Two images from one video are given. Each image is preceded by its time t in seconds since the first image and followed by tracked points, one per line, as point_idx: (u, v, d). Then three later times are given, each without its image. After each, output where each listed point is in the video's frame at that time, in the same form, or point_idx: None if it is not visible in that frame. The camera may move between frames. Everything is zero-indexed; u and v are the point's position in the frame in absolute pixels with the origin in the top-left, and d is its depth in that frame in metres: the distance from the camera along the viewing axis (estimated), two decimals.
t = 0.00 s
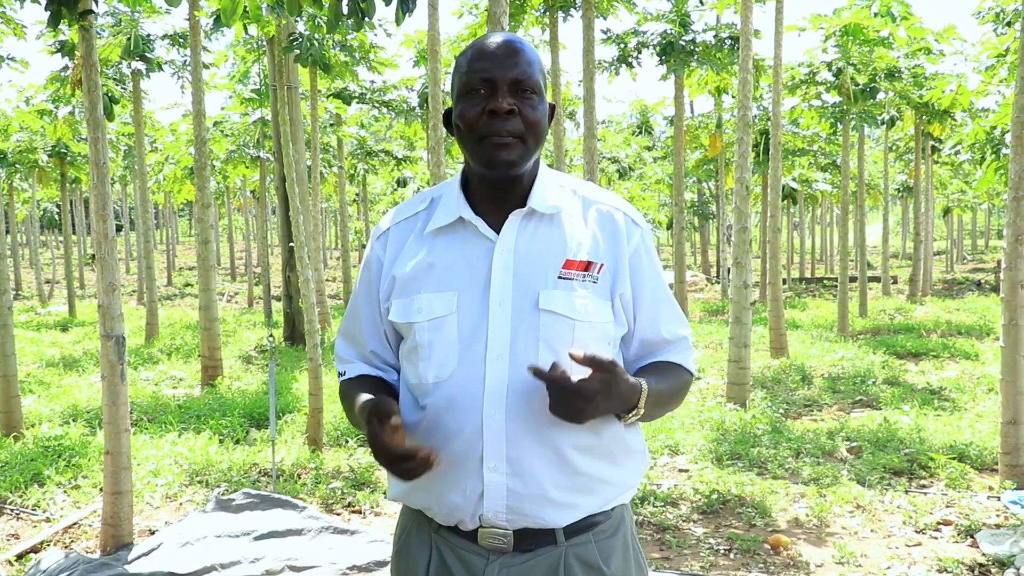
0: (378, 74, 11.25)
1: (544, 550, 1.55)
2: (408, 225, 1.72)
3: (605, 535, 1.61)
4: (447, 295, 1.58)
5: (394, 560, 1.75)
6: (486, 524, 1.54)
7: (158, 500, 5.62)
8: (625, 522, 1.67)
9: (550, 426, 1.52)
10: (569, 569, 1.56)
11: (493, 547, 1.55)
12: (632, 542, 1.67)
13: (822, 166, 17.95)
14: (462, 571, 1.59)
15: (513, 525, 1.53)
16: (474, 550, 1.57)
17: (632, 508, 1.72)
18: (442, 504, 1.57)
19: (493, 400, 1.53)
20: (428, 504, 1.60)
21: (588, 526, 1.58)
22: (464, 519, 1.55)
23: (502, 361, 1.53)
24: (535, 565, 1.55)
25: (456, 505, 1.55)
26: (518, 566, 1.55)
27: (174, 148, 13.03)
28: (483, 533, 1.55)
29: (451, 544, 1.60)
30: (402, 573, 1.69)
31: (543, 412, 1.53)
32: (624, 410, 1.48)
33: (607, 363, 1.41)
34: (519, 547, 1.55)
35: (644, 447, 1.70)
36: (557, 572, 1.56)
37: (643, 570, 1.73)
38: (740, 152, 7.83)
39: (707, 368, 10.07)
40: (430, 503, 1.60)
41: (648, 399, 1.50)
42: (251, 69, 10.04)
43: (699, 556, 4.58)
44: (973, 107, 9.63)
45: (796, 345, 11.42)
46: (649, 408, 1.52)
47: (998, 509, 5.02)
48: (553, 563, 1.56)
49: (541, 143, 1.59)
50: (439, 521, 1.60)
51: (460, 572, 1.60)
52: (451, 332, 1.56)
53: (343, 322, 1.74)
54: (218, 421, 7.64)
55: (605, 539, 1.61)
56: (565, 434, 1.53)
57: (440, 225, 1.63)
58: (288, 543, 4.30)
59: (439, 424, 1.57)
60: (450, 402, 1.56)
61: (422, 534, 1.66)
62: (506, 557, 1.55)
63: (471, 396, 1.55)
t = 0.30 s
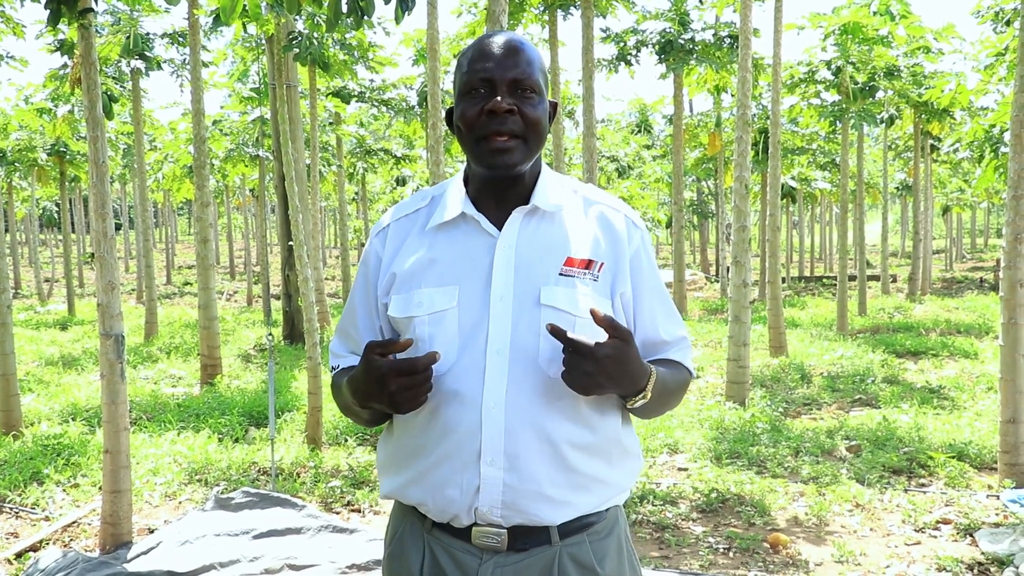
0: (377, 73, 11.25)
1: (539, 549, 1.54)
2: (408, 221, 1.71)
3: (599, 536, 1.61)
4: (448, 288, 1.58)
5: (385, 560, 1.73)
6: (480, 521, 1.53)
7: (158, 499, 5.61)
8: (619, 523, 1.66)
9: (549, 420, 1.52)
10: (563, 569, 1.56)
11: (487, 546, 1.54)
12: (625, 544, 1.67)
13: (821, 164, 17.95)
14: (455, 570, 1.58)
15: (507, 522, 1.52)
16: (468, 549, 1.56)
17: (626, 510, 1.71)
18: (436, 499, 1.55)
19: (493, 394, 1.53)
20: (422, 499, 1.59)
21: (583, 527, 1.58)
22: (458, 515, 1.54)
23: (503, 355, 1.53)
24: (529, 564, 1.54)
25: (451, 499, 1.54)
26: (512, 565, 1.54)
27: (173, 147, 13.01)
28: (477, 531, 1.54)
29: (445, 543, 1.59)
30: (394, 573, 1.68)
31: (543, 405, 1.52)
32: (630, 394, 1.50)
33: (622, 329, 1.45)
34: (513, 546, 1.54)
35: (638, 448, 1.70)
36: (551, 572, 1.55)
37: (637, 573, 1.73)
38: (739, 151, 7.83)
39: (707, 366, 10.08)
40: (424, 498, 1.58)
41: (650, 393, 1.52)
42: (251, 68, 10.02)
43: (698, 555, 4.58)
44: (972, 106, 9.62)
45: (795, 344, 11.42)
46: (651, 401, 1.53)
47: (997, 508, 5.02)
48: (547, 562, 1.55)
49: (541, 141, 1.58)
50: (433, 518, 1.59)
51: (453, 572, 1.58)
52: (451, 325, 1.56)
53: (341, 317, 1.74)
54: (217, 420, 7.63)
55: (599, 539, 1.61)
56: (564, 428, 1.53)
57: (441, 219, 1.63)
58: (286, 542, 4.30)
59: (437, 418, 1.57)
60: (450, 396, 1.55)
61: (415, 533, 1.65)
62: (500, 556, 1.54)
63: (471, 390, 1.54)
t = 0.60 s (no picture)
0: (377, 72, 11.24)
1: (536, 549, 1.54)
2: (408, 221, 1.71)
3: (597, 536, 1.61)
4: (448, 289, 1.57)
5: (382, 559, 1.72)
6: (478, 521, 1.53)
7: (158, 498, 5.61)
8: (617, 524, 1.67)
9: (548, 422, 1.52)
10: (560, 569, 1.56)
11: (485, 545, 1.54)
12: (622, 545, 1.67)
13: (821, 164, 17.92)
14: (452, 570, 1.58)
15: (505, 522, 1.52)
16: (465, 549, 1.56)
17: (624, 511, 1.71)
18: (434, 499, 1.55)
19: (493, 395, 1.52)
20: (419, 499, 1.58)
21: (580, 526, 1.58)
22: (456, 515, 1.54)
23: (503, 356, 1.53)
24: (526, 564, 1.54)
25: (449, 499, 1.53)
26: (509, 565, 1.53)
27: (173, 146, 13.01)
28: (475, 530, 1.54)
29: (442, 543, 1.59)
30: (390, 572, 1.68)
31: (541, 405, 1.53)
32: (630, 399, 1.51)
33: (621, 338, 1.45)
34: (511, 546, 1.54)
35: (636, 450, 1.70)
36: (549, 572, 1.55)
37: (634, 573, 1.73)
38: (739, 150, 7.83)
39: (707, 366, 10.07)
40: (422, 498, 1.58)
41: (648, 400, 1.53)
42: (251, 67, 10.01)
43: (698, 554, 4.58)
44: (973, 105, 9.61)
45: (795, 344, 11.40)
46: (648, 407, 1.55)
47: (997, 508, 5.02)
48: (544, 562, 1.55)
49: (540, 147, 1.58)
50: (430, 518, 1.58)
51: (450, 571, 1.58)
52: (451, 325, 1.56)
53: (340, 315, 1.73)
54: (217, 419, 7.62)
55: (596, 539, 1.61)
56: (562, 430, 1.53)
57: (443, 220, 1.63)
58: (286, 542, 4.30)
59: (436, 419, 1.57)
60: (451, 396, 1.55)
61: (412, 532, 1.65)
62: (498, 555, 1.54)
63: (471, 390, 1.54)
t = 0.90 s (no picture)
0: (378, 73, 11.24)
1: (537, 549, 1.54)
2: (408, 222, 1.70)
3: (597, 536, 1.61)
4: (447, 292, 1.57)
5: (384, 559, 1.73)
6: (478, 522, 1.53)
7: (158, 499, 5.61)
8: (618, 523, 1.67)
9: (547, 426, 1.52)
10: (561, 569, 1.56)
11: (485, 545, 1.54)
12: (623, 544, 1.67)
13: (822, 164, 17.91)
14: (453, 570, 1.58)
15: (506, 524, 1.52)
16: (466, 548, 1.56)
17: (625, 510, 1.71)
18: (434, 502, 1.56)
19: (493, 398, 1.53)
20: (419, 501, 1.59)
21: (581, 526, 1.58)
22: (456, 517, 1.54)
23: (502, 358, 1.53)
24: (527, 564, 1.54)
25: (448, 501, 1.54)
26: (510, 565, 1.54)
27: (174, 146, 13.00)
28: (475, 531, 1.54)
29: (443, 543, 1.59)
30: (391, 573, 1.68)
31: (540, 408, 1.53)
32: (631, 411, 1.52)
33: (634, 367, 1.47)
34: (511, 546, 1.54)
35: (636, 450, 1.71)
36: (549, 572, 1.55)
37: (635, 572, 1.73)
38: (740, 150, 7.82)
39: (708, 366, 10.08)
40: (422, 500, 1.58)
41: (655, 398, 1.54)
42: (252, 68, 10.01)
43: (699, 555, 4.58)
44: (973, 105, 9.61)
45: (796, 344, 11.40)
46: (652, 409, 1.55)
47: (998, 508, 5.02)
48: (545, 562, 1.55)
49: (532, 150, 1.57)
50: (431, 519, 1.59)
51: (451, 571, 1.58)
52: (450, 328, 1.56)
53: (340, 316, 1.73)
54: (218, 419, 7.62)
55: (597, 540, 1.61)
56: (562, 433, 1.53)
57: (441, 222, 1.62)
58: (287, 542, 4.30)
59: (436, 421, 1.56)
60: (451, 399, 1.55)
61: (412, 532, 1.65)
62: (498, 555, 1.54)
63: (470, 393, 1.54)
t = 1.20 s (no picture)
0: (380, 74, 11.25)
1: (539, 550, 1.54)
2: (407, 225, 1.71)
3: (600, 537, 1.61)
4: (446, 296, 1.58)
5: (387, 561, 1.73)
6: (480, 524, 1.53)
7: (161, 499, 5.62)
8: (620, 522, 1.67)
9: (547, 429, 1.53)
10: (562, 569, 1.56)
11: (487, 546, 1.54)
12: (626, 544, 1.67)
13: (824, 164, 17.89)
14: (455, 571, 1.58)
15: (507, 526, 1.53)
16: (468, 549, 1.56)
17: (627, 511, 1.71)
18: (436, 508, 1.57)
19: (492, 402, 1.53)
20: (422, 505, 1.60)
21: (583, 528, 1.58)
22: (458, 520, 1.55)
23: (501, 362, 1.54)
24: (529, 564, 1.54)
25: (449, 504, 1.55)
26: (512, 565, 1.54)
27: (176, 147, 13.02)
28: (477, 532, 1.54)
29: (445, 543, 1.59)
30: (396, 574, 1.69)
31: (539, 412, 1.53)
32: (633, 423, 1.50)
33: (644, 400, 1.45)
34: (513, 546, 1.54)
35: (639, 449, 1.71)
36: (551, 572, 1.56)
37: (639, 571, 1.73)
38: (742, 151, 7.83)
39: (710, 367, 10.08)
40: (424, 504, 1.59)
41: (658, 407, 1.51)
42: (254, 69, 10.03)
43: (701, 555, 4.58)
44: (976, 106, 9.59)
45: (798, 345, 11.41)
46: (657, 416, 1.53)
47: (1001, 509, 5.02)
48: (547, 562, 1.55)
49: (522, 153, 1.57)
50: (434, 522, 1.59)
51: (453, 571, 1.58)
52: (449, 332, 1.56)
53: (342, 320, 1.74)
54: (220, 420, 7.63)
55: (599, 540, 1.60)
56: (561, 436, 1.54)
57: (439, 226, 1.63)
58: (289, 542, 4.31)
59: (436, 424, 1.57)
60: (451, 402, 1.55)
61: (415, 533, 1.65)
62: (501, 555, 1.54)
63: (469, 396, 1.55)
